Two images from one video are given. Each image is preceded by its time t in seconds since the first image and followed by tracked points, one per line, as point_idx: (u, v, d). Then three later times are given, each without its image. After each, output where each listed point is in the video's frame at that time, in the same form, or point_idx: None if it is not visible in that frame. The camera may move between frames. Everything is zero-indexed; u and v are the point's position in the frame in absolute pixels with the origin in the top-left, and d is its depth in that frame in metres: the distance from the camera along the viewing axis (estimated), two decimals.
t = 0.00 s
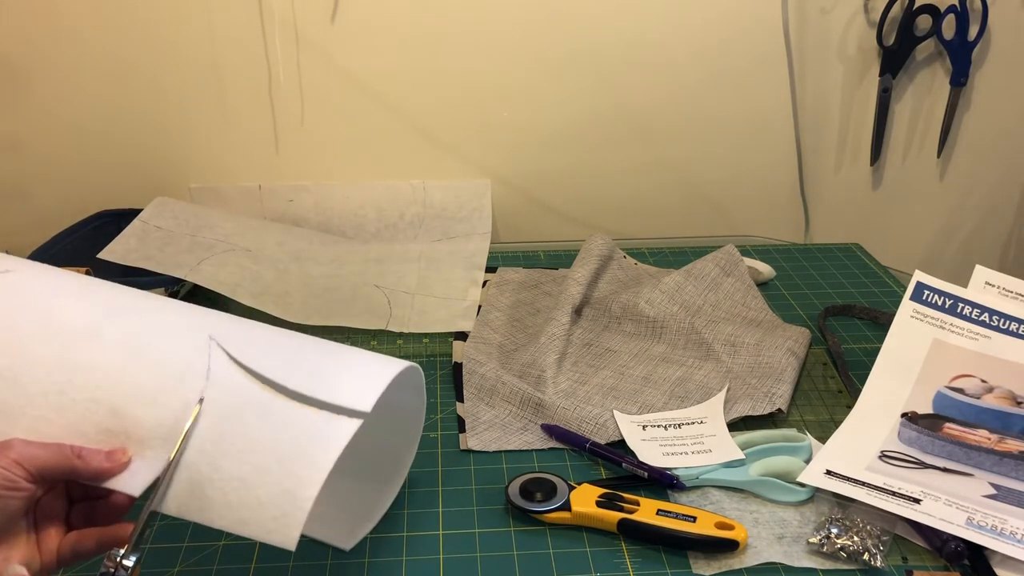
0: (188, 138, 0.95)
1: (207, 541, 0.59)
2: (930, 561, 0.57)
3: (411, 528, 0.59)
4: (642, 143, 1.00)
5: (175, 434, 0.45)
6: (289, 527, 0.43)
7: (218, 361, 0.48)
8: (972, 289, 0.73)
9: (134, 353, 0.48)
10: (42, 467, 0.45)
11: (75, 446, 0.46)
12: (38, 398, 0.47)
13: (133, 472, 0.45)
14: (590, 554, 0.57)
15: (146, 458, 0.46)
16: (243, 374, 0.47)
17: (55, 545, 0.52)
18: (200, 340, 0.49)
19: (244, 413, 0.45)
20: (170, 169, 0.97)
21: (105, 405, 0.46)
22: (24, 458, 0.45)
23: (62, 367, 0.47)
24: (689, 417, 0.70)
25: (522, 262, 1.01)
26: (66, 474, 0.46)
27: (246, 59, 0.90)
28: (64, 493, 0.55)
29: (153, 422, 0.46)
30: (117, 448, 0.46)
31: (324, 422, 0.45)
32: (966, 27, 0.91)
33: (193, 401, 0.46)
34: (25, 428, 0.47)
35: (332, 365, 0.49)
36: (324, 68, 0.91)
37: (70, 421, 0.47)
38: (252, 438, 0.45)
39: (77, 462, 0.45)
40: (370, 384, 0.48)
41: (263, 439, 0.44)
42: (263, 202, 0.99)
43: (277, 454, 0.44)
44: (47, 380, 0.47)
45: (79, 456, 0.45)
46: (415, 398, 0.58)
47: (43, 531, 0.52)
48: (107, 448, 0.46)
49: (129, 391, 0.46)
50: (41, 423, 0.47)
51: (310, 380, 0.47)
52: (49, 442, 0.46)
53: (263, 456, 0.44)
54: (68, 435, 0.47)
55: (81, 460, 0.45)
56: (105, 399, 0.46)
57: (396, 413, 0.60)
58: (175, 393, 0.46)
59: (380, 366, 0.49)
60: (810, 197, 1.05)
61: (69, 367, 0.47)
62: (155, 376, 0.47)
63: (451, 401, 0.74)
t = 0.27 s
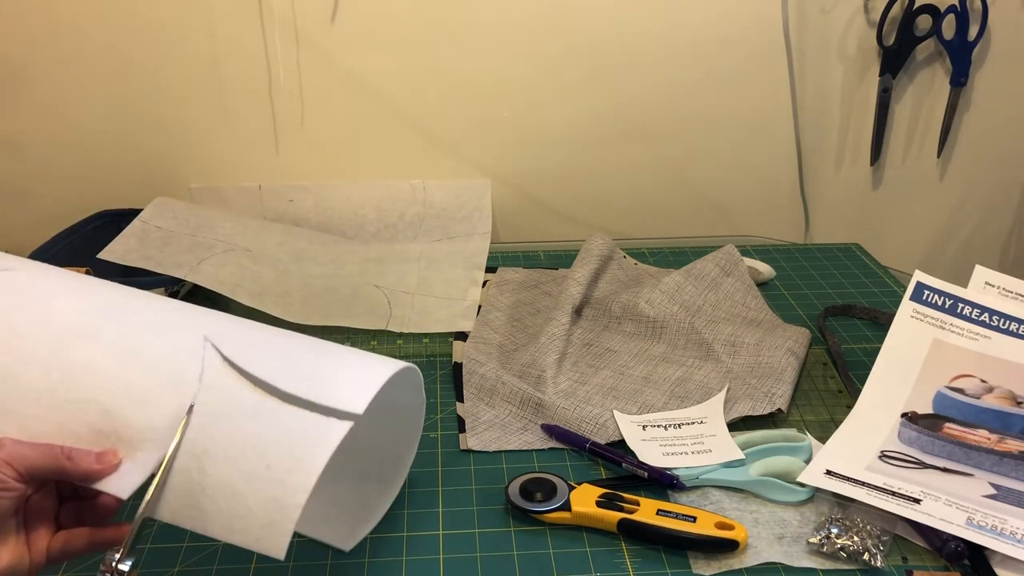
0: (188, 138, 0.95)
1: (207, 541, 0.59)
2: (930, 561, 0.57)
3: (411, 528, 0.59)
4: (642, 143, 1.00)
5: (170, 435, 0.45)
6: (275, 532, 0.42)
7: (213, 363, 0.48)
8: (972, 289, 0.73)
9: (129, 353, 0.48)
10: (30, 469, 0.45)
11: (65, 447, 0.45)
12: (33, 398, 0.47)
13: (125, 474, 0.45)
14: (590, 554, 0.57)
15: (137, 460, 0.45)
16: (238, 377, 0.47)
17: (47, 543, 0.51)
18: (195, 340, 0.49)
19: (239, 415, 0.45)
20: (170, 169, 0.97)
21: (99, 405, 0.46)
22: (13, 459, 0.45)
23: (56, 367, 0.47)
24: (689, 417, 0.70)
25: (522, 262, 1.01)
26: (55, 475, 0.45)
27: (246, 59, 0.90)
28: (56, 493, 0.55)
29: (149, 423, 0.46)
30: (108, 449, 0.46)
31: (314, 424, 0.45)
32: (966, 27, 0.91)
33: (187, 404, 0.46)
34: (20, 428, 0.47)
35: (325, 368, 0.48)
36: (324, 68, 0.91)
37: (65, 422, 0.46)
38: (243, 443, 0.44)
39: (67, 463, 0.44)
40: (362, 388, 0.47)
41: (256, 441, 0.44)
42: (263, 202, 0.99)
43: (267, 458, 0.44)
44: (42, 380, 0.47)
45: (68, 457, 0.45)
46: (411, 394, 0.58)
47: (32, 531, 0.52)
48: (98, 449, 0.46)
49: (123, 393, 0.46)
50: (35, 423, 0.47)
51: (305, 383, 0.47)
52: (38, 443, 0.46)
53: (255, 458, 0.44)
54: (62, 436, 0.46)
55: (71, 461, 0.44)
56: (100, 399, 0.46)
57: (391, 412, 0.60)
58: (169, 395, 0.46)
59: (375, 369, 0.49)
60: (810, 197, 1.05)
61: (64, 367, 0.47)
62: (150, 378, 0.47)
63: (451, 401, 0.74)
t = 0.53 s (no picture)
0: (188, 138, 0.95)
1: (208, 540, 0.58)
2: (930, 561, 0.57)
3: (411, 529, 0.59)
4: (642, 143, 1.00)
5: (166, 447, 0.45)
6: (268, 559, 0.43)
7: (211, 373, 0.47)
8: (972, 289, 0.73)
9: (124, 363, 0.48)
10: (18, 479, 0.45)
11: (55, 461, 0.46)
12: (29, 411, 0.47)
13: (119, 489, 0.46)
14: (590, 554, 0.57)
15: (128, 476, 0.46)
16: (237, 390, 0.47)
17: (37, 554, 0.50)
18: (194, 349, 0.49)
19: (235, 433, 0.45)
20: (170, 169, 0.97)
21: (95, 417, 0.47)
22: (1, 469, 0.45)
23: (53, 377, 0.48)
24: (689, 416, 0.70)
25: (522, 262, 1.01)
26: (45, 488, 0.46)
27: (246, 60, 0.90)
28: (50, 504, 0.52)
29: (143, 435, 0.46)
30: (98, 466, 0.46)
31: (311, 458, 0.45)
32: (966, 27, 0.91)
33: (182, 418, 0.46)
34: (18, 441, 0.47)
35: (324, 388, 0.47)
36: (324, 68, 0.91)
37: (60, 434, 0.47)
38: (237, 464, 0.45)
39: (57, 477, 0.45)
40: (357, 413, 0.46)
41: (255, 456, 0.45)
42: (263, 202, 0.99)
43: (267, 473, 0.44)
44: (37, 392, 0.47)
45: (59, 471, 0.45)
46: (420, 405, 0.56)
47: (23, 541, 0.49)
48: (89, 465, 0.46)
49: (119, 405, 0.46)
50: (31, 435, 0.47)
51: (301, 407, 0.46)
52: (29, 455, 0.46)
53: (252, 476, 0.44)
54: (57, 449, 0.47)
55: (61, 476, 0.45)
56: (94, 411, 0.47)
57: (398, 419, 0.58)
58: (165, 406, 0.46)
59: (376, 390, 0.48)
60: (810, 197, 1.05)
61: (61, 376, 0.47)
62: (147, 389, 0.47)
63: (451, 401, 0.74)
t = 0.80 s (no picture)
0: (188, 138, 0.95)
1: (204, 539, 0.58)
2: (930, 561, 0.57)
3: (411, 528, 0.59)
4: (642, 143, 1.00)
5: (160, 447, 0.45)
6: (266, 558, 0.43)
7: (207, 373, 0.47)
8: (972, 289, 0.73)
9: (120, 363, 0.48)
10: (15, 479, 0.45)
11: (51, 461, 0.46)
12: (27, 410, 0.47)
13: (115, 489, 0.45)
14: (590, 554, 0.57)
15: (122, 476, 0.45)
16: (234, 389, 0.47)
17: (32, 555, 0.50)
18: (191, 348, 0.49)
19: (232, 433, 0.45)
20: (170, 169, 0.97)
21: (91, 418, 0.46)
22: None
23: (48, 377, 0.47)
24: (689, 417, 0.70)
25: (522, 262, 1.01)
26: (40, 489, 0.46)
27: (246, 60, 0.90)
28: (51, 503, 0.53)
29: (138, 436, 0.46)
30: (94, 465, 0.46)
31: (308, 460, 0.45)
32: (966, 28, 0.91)
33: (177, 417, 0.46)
34: (13, 442, 0.47)
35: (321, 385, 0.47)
36: (324, 68, 0.91)
37: (57, 437, 0.47)
38: (232, 465, 0.45)
39: (52, 478, 0.45)
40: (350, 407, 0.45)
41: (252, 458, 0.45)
42: (263, 202, 0.99)
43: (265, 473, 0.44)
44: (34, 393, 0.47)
45: (54, 472, 0.45)
46: (422, 401, 0.56)
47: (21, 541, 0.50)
48: (84, 465, 0.46)
49: (116, 406, 0.46)
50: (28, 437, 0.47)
51: (296, 403, 0.46)
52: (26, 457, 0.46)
53: (249, 477, 0.44)
54: (52, 451, 0.47)
55: (56, 477, 0.45)
56: (90, 412, 0.47)
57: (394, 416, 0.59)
58: (160, 406, 0.46)
59: (373, 386, 0.47)
60: (810, 197, 1.05)
61: (56, 377, 0.47)
62: (143, 389, 0.47)
63: (451, 401, 0.74)
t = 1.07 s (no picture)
0: (188, 138, 0.95)
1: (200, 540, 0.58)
2: (930, 561, 0.57)
3: (411, 528, 0.59)
4: (642, 142, 1.00)
5: (156, 449, 0.45)
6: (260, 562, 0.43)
7: (204, 377, 0.47)
8: (972, 289, 0.73)
9: (117, 365, 0.48)
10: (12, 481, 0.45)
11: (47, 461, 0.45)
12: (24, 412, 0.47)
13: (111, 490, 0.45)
14: (590, 554, 0.57)
15: (117, 477, 0.45)
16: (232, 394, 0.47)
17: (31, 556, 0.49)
18: (189, 353, 0.49)
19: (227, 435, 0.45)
20: (170, 169, 0.97)
21: (87, 419, 0.47)
22: None
23: (45, 379, 0.48)
24: (689, 416, 0.70)
25: (522, 262, 1.01)
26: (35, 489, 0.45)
27: (246, 60, 0.90)
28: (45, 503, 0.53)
29: (134, 438, 0.46)
30: (91, 466, 0.46)
31: (298, 452, 0.44)
32: (966, 27, 0.91)
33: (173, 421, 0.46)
34: (10, 442, 0.47)
35: (321, 391, 0.47)
36: (324, 68, 0.91)
37: (53, 436, 0.47)
38: (229, 466, 0.44)
39: (47, 478, 0.45)
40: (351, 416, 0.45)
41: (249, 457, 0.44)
42: (263, 202, 0.99)
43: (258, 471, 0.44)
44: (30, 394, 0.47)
45: (49, 472, 0.45)
46: (421, 407, 0.56)
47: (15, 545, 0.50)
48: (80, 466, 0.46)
49: (113, 408, 0.47)
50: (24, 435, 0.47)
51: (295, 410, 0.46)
52: (22, 457, 0.46)
53: (244, 475, 0.44)
54: (48, 450, 0.47)
55: (51, 477, 0.45)
56: (87, 414, 0.47)
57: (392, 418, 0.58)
58: (157, 409, 0.46)
59: (374, 392, 0.47)
60: (810, 197, 1.05)
61: (54, 379, 0.48)
62: (140, 392, 0.47)
63: (451, 401, 0.74)
